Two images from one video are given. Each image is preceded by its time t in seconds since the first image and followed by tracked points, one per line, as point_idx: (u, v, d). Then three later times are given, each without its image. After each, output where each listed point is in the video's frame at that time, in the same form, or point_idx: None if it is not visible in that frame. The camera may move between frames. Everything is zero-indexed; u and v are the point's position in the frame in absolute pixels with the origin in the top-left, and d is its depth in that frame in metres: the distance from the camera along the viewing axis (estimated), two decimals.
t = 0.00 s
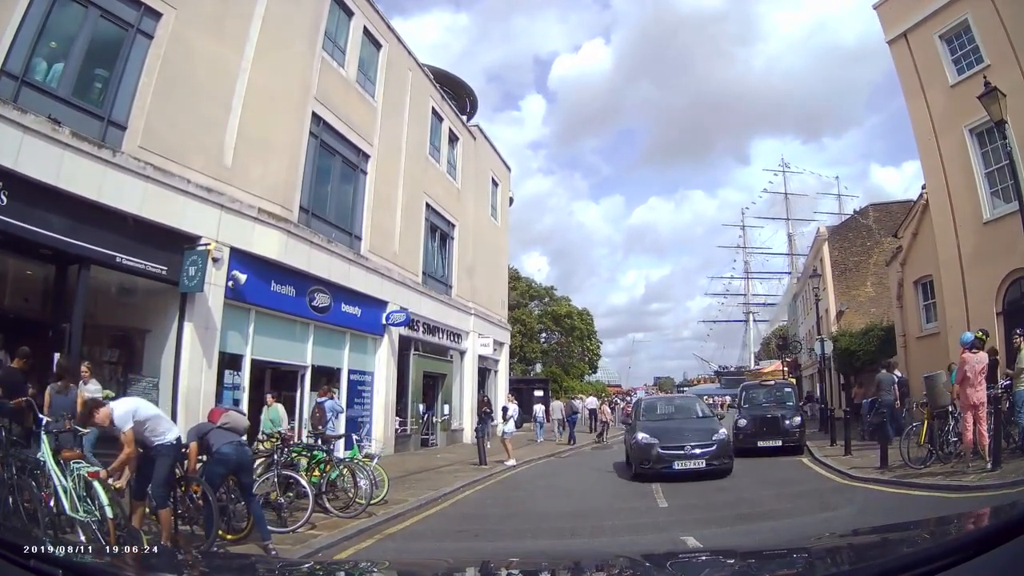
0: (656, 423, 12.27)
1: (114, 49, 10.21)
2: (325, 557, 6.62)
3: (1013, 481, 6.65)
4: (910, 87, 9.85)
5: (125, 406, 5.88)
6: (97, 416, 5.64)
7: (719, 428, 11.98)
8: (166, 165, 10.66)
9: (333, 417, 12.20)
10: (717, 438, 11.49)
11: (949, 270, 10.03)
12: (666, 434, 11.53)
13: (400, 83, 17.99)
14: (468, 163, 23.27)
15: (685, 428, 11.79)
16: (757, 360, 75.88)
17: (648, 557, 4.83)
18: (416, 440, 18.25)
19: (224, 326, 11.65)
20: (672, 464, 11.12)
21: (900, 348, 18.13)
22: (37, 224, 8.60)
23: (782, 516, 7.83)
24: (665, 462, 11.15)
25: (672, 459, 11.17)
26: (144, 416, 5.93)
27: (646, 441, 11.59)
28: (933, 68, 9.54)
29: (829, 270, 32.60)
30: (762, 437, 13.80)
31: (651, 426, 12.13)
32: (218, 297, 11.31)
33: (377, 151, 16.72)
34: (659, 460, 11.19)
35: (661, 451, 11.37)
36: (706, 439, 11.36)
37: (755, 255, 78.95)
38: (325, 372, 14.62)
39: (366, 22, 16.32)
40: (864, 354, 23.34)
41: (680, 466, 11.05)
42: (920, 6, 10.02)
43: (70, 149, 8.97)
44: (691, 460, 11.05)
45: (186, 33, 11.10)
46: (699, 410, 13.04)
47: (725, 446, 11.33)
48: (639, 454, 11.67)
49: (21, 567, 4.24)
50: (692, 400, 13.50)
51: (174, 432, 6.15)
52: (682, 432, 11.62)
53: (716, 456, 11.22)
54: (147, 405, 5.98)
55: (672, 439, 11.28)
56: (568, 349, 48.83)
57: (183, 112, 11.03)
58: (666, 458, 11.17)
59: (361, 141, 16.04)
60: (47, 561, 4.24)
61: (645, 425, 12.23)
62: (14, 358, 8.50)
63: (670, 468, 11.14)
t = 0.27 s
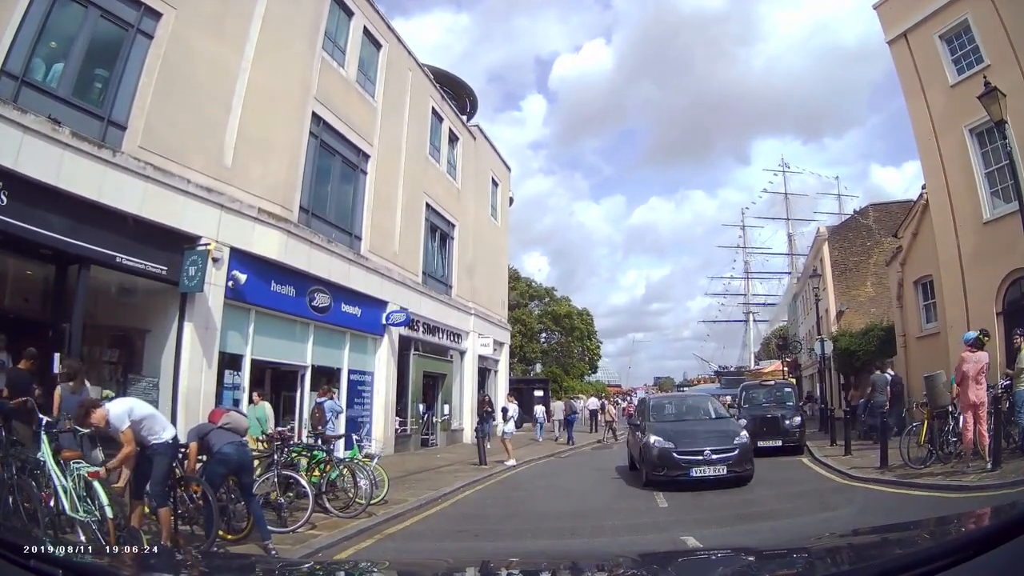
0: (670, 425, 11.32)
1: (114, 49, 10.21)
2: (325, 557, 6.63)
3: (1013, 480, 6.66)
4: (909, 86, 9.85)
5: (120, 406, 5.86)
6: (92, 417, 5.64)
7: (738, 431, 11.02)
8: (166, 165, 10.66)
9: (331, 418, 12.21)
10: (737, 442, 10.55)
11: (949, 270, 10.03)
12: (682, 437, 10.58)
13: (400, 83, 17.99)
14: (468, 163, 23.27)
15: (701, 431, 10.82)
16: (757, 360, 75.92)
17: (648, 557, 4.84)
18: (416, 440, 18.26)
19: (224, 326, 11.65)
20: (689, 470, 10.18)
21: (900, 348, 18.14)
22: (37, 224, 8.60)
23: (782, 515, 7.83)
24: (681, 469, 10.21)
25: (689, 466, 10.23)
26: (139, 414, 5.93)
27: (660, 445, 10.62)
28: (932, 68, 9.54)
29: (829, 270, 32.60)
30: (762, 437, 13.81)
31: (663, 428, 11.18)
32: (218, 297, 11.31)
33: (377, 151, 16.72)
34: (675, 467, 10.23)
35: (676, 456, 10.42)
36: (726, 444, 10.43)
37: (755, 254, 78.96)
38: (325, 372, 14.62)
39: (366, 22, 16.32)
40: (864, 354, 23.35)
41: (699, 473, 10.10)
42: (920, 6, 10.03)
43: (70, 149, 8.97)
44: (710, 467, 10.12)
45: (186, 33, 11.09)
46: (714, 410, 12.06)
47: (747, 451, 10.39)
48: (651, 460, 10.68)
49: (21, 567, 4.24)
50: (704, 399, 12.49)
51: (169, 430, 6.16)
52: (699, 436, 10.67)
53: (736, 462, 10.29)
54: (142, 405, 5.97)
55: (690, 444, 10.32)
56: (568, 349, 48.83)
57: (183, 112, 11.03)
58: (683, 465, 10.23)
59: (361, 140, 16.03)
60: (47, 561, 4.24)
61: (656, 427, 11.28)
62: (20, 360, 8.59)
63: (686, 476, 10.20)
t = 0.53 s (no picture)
0: (688, 426, 9.84)
1: (114, 49, 10.21)
2: (325, 557, 6.62)
3: (1013, 480, 6.66)
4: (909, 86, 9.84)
5: (119, 405, 5.82)
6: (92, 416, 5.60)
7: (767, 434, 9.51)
8: (166, 165, 10.66)
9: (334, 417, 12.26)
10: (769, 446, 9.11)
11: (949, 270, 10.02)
12: (708, 441, 9.04)
13: (400, 83, 17.99)
14: (468, 163, 23.27)
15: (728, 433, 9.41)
16: (757, 360, 75.94)
17: (649, 556, 4.84)
18: (416, 440, 18.25)
19: (224, 326, 11.65)
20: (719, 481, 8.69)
21: (900, 348, 18.13)
22: (36, 224, 8.60)
23: (782, 515, 7.83)
24: (712, 479, 8.59)
25: (720, 475, 8.65)
26: (141, 413, 5.91)
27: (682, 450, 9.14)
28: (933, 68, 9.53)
29: (830, 270, 32.62)
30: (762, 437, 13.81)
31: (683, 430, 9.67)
32: (217, 297, 11.32)
33: (377, 151, 16.71)
34: (702, 477, 8.70)
35: (705, 465, 8.79)
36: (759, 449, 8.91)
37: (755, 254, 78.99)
38: (325, 373, 14.62)
39: (366, 22, 16.32)
40: (864, 355, 23.35)
41: (732, 484, 8.58)
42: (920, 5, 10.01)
43: (70, 148, 8.97)
44: (745, 476, 8.56)
45: (186, 33, 11.09)
46: (735, 410, 10.53)
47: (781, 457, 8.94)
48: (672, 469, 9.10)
49: (21, 567, 4.23)
50: (723, 396, 10.99)
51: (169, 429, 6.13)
52: (726, 439, 9.15)
53: (772, 470, 8.81)
54: (142, 403, 5.95)
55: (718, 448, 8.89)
56: (568, 349, 48.84)
57: (183, 112, 11.02)
58: (713, 474, 8.63)
59: (361, 140, 16.02)
60: (47, 561, 4.24)
61: (674, 430, 9.77)
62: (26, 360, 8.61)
63: (717, 488, 8.59)
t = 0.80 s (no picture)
0: (711, 429, 8.50)
1: (114, 49, 10.21)
2: (325, 557, 6.63)
3: (1013, 480, 6.66)
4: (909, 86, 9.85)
5: (120, 405, 5.87)
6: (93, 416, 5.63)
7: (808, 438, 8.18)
8: (166, 165, 10.65)
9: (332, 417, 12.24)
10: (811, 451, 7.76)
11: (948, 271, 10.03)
12: (740, 447, 7.70)
13: (400, 83, 17.99)
14: (468, 163, 23.27)
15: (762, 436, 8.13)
16: (757, 360, 75.96)
17: (648, 557, 4.84)
18: (415, 440, 18.25)
19: (224, 326, 11.65)
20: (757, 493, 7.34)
21: (900, 348, 18.14)
22: (36, 224, 8.60)
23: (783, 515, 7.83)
24: (749, 492, 7.24)
25: (758, 486, 7.30)
26: (142, 413, 5.96)
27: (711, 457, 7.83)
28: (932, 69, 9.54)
29: (829, 270, 32.65)
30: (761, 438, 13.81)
31: (705, 433, 8.34)
32: (217, 297, 11.32)
33: (377, 151, 16.71)
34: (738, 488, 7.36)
35: (739, 475, 7.44)
36: (800, 455, 7.59)
37: (755, 254, 79.01)
38: (325, 373, 14.62)
39: (366, 22, 16.32)
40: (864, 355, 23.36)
41: (773, 496, 7.22)
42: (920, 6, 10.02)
43: (70, 148, 8.97)
44: (788, 488, 7.22)
45: (187, 33, 11.09)
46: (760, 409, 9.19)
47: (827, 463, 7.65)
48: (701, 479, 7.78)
49: (21, 567, 4.24)
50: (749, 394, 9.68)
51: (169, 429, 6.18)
52: (759, 444, 7.80)
53: (816, 478, 7.47)
54: (143, 404, 5.99)
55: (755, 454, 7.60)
56: (568, 349, 48.84)
57: (183, 112, 11.02)
58: (749, 486, 7.31)
59: (361, 140, 16.02)
60: (48, 561, 4.24)
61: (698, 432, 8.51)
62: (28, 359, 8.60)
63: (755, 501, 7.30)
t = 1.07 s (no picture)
0: (739, 430, 7.87)
1: (114, 49, 10.21)
2: (324, 557, 6.63)
3: (1013, 480, 6.66)
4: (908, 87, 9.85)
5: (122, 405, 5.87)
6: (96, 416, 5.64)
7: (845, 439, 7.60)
8: (165, 165, 10.64)
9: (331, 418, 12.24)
10: (851, 456, 7.20)
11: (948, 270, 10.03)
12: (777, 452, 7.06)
13: (400, 83, 18.00)
14: (468, 163, 23.27)
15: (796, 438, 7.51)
16: (757, 360, 75.98)
17: (648, 557, 4.84)
18: (415, 440, 18.25)
19: (224, 326, 11.65)
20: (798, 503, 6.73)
21: (900, 348, 18.15)
22: (35, 224, 8.59)
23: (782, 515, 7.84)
24: (789, 502, 6.64)
25: (799, 496, 6.71)
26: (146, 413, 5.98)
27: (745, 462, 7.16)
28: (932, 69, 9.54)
29: (829, 270, 32.68)
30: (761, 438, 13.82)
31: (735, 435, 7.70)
32: (217, 297, 11.32)
33: (377, 151, 16.71)
34: (778, 499, 6.72)
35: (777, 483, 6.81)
36: (843, 460, 6.98)
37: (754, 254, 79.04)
38: (325, 373, 14.62)
39: (366, 22, 16.33)
40: (864, 355, 23.38)
41: (816, 507, 6.65)
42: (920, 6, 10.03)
43: (69, 148, 8.97)
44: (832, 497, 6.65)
45: (187, 33, 11.10)
46: (786, 408, 8.60)
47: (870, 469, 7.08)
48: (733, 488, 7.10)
49: (21, 567, 4.25)
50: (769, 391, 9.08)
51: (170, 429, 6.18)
52: (796, 448, 7.20)
53: (859, 486, 6.92)
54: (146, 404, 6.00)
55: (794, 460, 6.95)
56: (567, 349, 48.85)
57: (182, 112, 11.01)
58: (789, 495, 6.69)
59: (361, 140, 16.02)
60: (48, 561, 4.24)
61: (725, 432, 7.84)
62: (28, 359, 8.60)
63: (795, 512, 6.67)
